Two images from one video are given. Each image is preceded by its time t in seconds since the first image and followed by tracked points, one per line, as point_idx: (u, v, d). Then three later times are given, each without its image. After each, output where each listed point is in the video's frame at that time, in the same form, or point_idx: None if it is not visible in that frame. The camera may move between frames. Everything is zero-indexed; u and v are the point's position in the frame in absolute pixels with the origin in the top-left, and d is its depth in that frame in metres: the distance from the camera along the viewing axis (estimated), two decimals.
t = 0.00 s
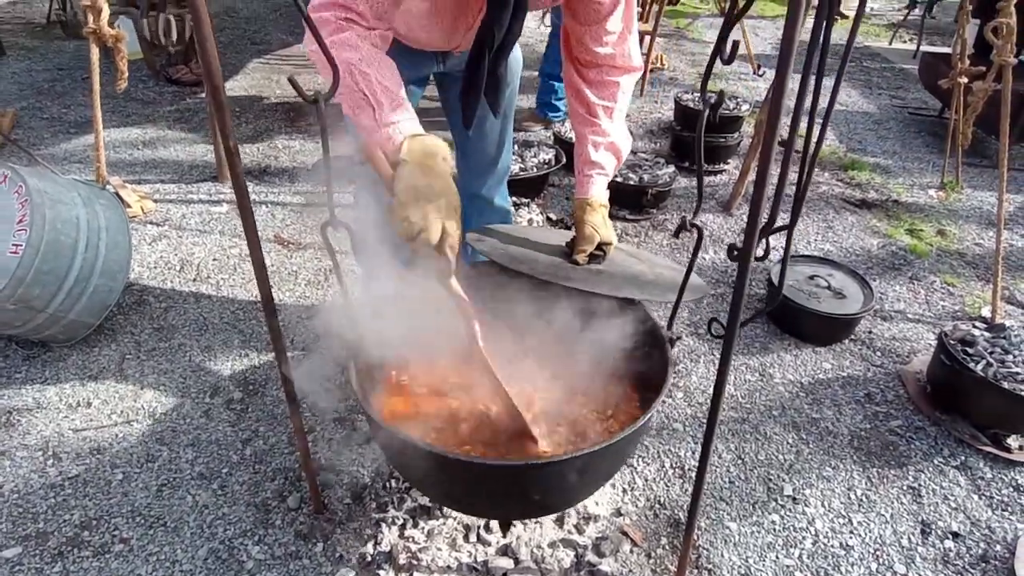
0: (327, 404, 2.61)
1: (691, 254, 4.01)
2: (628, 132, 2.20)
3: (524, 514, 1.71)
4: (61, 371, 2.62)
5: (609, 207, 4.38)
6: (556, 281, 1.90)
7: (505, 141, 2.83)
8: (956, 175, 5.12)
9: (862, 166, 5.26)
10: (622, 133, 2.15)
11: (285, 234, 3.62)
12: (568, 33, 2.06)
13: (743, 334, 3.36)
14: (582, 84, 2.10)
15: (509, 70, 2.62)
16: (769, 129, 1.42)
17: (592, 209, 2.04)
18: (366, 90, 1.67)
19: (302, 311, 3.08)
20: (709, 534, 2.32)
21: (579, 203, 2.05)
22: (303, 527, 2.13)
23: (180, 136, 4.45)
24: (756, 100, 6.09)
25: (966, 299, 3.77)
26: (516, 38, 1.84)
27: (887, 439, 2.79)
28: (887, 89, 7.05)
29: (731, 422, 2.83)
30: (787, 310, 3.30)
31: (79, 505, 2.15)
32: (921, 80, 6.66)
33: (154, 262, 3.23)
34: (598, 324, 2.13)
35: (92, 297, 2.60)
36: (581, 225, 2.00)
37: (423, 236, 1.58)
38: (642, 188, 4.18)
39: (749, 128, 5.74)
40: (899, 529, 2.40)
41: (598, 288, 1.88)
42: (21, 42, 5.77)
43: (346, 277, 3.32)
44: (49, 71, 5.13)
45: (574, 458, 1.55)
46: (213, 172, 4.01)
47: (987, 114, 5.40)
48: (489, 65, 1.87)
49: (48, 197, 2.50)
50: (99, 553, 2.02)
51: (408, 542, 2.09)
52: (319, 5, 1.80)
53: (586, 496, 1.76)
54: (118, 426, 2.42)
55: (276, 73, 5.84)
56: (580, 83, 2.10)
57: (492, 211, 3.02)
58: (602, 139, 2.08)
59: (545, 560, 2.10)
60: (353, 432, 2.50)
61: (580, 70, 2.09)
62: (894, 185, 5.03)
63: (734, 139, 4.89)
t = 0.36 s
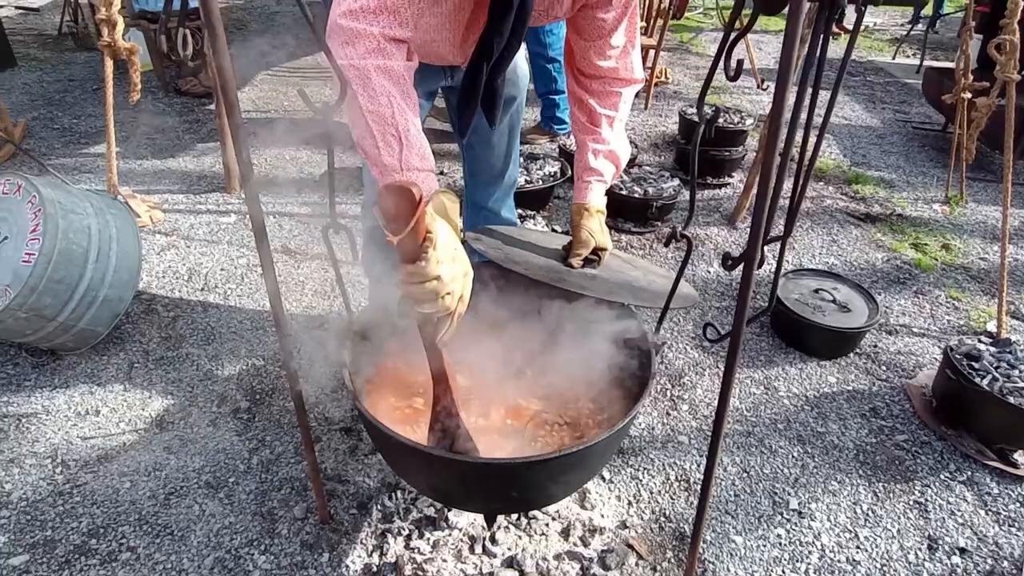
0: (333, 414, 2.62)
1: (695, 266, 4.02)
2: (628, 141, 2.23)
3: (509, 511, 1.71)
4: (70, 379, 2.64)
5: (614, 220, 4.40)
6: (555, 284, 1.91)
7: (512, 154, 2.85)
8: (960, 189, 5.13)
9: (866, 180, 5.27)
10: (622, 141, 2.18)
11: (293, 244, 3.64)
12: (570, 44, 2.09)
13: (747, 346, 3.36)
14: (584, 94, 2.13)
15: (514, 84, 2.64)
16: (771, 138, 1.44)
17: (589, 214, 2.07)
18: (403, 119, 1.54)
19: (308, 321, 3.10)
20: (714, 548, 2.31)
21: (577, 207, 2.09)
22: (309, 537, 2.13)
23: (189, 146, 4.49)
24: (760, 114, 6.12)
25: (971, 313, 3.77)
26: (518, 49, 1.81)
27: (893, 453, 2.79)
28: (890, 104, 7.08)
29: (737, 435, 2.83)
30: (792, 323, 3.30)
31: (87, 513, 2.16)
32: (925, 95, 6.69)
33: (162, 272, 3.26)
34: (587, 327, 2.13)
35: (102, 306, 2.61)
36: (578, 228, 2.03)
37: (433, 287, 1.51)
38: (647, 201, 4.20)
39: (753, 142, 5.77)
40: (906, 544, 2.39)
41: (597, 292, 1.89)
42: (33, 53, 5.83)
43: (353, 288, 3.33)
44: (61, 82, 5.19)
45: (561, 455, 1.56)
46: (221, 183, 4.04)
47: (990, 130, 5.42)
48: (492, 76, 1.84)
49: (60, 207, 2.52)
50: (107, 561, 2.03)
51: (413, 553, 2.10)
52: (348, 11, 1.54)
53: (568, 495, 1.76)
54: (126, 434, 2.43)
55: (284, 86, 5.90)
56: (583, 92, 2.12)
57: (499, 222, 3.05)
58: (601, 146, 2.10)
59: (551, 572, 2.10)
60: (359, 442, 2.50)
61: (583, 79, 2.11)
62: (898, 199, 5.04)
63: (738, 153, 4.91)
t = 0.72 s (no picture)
0: (340, 429, 2.64)
1: (699, 283, 4.04)
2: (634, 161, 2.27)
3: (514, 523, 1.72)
4: (82, 393, 2.67)
5: (618, 238, 4.44)
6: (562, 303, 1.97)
7: (517, 174, 2.90)
8: (964, 208, 5.15)
9: (869, 198, 5.31)
10: (628, 161, 2.22)
11: (301, 261, 3.69)
12: (575, 69, 2.15)
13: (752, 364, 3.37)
14: (590, 117, 2.18)
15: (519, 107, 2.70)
16: (772, 160, 1.50)
17: (595, 231, 2.12)
18: (409, 186, 1.65)
19: (315, 336, 3.13)
20: (720, 567, 2.32)
21: (583, 225, 2.14)
22: (315, 553, 2.14)
23: (200, 164, 4.55)
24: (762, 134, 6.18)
25: (976, 331, 3.78)
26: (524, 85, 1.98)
27: (900, 473, 2.79)
28: (893, 122, 7.13)
29: (742, 453, 2.84)
30: (797, 342, 3.32)
31: (97, 526, 2.18)
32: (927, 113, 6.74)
33: (173, 287, 3.30)
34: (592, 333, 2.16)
35: (115, 322, 2.65)
36: (584, 246, 2.08)
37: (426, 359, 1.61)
38: (651, 219, 4.23)
39: (756, 160, 5.82)
40: (913, 565, 2.39)
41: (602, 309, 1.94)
42: (49, 72, 5.94)
43: (360, 304, 3.37)
44: (76, 100, 5.28)
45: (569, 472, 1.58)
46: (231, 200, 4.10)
47: (993, 149, 5.45)
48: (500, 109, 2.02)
49: (77, 224, 2.57)
50: None
51: (419, 569, 2.11)
52: (375, 69, 1.61)
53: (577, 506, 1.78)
54: (136, 448, 2.46)
55: (293, 104, 5.99)
56: (589, 114, 2.17)
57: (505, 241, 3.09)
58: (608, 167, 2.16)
59: None
60: (365, 457, 2.52)
61: (588, 103, 2.17)
62: (902, 217, 5.07)
63: (742, 171, 4.95)
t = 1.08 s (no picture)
0: (347, 447, 2.65)
1: (704, 301, 4.06)
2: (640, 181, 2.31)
3: (539, 547, 1.72)
4: (92, 410, 2.68)
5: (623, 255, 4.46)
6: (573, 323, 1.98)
7: (522, 195, 2.93)
8: (967, 225, 5.17)
9: (873, 215, 5.33)
10: (635, 183, 2.26)
11: (309, 278, 3.72)
12: (579, 92, 2.19)
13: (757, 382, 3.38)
14: (596, 139, 2.21)
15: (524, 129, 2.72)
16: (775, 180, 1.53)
17: (606, 254, 2.13)
18: (424, 219, 1.75)
19: (323, 353, 3.15)
20: None
21: (593, 248, 2.16)
22: (321, 571, 2.14)
23: (210, 182, 4.60)
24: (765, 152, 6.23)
25: (982, 349, 3.78)
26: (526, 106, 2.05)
27: (907, 492, 2.78)
28: (896, 140, 7.18)
29: (747, 472, 2.84)
30: (801, 360, 3.33)
31: (105, 544, 2.18)
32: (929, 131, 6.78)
33: (182, 305, 3.33)
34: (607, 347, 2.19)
35: (125, 339, 2.67)
36: (596, 269, 2.08)
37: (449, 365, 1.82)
38: (656, 237, 4.26)
39: (759, 179, 5.86)
40: None
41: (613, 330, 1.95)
42: (63, 92, 6.03)
43: (368, 322, 3.39)
44: (88, 119, 5.36)
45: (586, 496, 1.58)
46: (241, 218, 4.14)
47: (995, 167, 5.49)
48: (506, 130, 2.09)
49: (91, 242, 2.60)
50: None
51: None
52: (387, 106, 1.66)
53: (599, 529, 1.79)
54: (144, 465, 2.47)
55: (301, 123, 6.06)
56: (596, 137, 2.20)
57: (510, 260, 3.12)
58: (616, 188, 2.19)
59: None
60: (372, 475, 2.53)
61: (594, 125, 2.20)
62: (905, 235, 5.09)
63: (745, 189, 4.99)
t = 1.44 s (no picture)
0: (350, 468, 2.66)
1: (707, 323, 4.07)
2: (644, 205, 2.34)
3: None
4: (97, 431, 2.69)
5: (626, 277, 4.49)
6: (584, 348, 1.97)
7: (526, 217, 2.96)
8: (970, 247, 5.20)
9: (874, 237, 5.36)
10: (639, 207, 2.26)
11: (315, 299, 3.75)
12: (584, 117, 2.24)
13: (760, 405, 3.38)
14: (599, 165, 2.24)
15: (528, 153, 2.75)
16: (777, 202, 1.52)
17: (611, 278, 2.12)
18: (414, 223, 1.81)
19: (328, 374, 3.16)
20: None
21: (600, 272, 2.14)
22: None
23: (218, 204, 4.66)
24: (767, 175, 6.28)
25: (986, 371, 3.78)
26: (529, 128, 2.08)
27: (912, 515, 2.77)
28: (897, 162, 7.23)
29: (751, 494, 2.83)
30: (804, 382, 3.33)
31: (108, 565, 2.18)
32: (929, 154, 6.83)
33: (189, 325, 3.35)
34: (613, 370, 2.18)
35: (132, 359, 2.69)
36: (602, 294, 2.07)
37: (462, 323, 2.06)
38: (659, 259, 4.29)
39: (761, 201, 5.90)
40: None
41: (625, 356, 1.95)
42: (75, 115, 6.13)
43: (372, 343, 3.41)
44: (99, 142, 5.44)
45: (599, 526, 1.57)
46: (247, 239, 4.18)
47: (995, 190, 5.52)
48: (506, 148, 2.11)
49: (102, 264, 2.63)
50: None
51: None
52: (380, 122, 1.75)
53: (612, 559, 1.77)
54: (149, 485, 2.47)
55: (308, 146, 6.13)
56: (598, 160, 2.23)
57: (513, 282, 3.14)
58: (619, 210, 2.21)
59: None
60: (375, 496, 2.52)
61: (597, 149, 2.24)
62: (907, 256, 5.12)
63: (748, 212, 5.02)
